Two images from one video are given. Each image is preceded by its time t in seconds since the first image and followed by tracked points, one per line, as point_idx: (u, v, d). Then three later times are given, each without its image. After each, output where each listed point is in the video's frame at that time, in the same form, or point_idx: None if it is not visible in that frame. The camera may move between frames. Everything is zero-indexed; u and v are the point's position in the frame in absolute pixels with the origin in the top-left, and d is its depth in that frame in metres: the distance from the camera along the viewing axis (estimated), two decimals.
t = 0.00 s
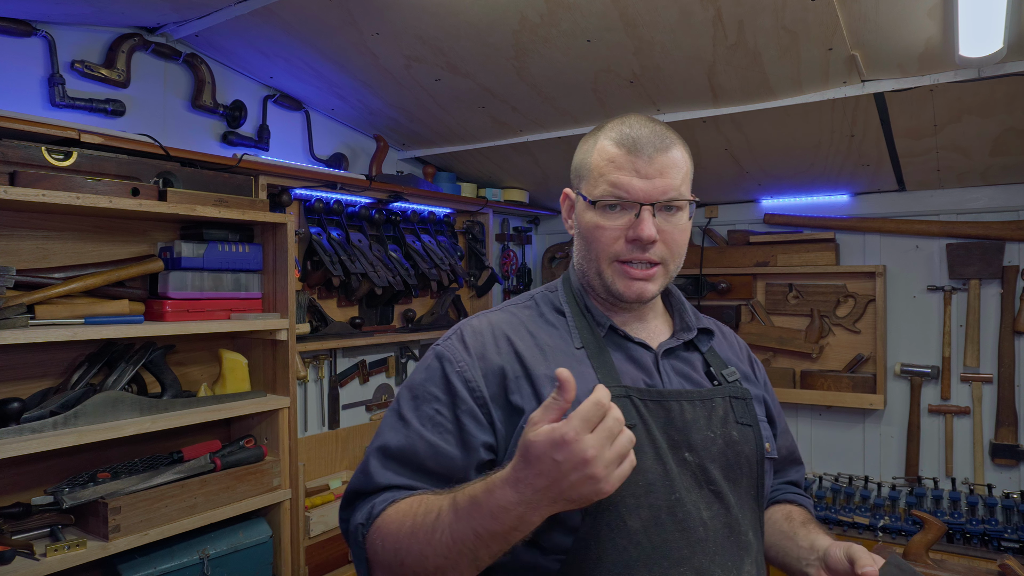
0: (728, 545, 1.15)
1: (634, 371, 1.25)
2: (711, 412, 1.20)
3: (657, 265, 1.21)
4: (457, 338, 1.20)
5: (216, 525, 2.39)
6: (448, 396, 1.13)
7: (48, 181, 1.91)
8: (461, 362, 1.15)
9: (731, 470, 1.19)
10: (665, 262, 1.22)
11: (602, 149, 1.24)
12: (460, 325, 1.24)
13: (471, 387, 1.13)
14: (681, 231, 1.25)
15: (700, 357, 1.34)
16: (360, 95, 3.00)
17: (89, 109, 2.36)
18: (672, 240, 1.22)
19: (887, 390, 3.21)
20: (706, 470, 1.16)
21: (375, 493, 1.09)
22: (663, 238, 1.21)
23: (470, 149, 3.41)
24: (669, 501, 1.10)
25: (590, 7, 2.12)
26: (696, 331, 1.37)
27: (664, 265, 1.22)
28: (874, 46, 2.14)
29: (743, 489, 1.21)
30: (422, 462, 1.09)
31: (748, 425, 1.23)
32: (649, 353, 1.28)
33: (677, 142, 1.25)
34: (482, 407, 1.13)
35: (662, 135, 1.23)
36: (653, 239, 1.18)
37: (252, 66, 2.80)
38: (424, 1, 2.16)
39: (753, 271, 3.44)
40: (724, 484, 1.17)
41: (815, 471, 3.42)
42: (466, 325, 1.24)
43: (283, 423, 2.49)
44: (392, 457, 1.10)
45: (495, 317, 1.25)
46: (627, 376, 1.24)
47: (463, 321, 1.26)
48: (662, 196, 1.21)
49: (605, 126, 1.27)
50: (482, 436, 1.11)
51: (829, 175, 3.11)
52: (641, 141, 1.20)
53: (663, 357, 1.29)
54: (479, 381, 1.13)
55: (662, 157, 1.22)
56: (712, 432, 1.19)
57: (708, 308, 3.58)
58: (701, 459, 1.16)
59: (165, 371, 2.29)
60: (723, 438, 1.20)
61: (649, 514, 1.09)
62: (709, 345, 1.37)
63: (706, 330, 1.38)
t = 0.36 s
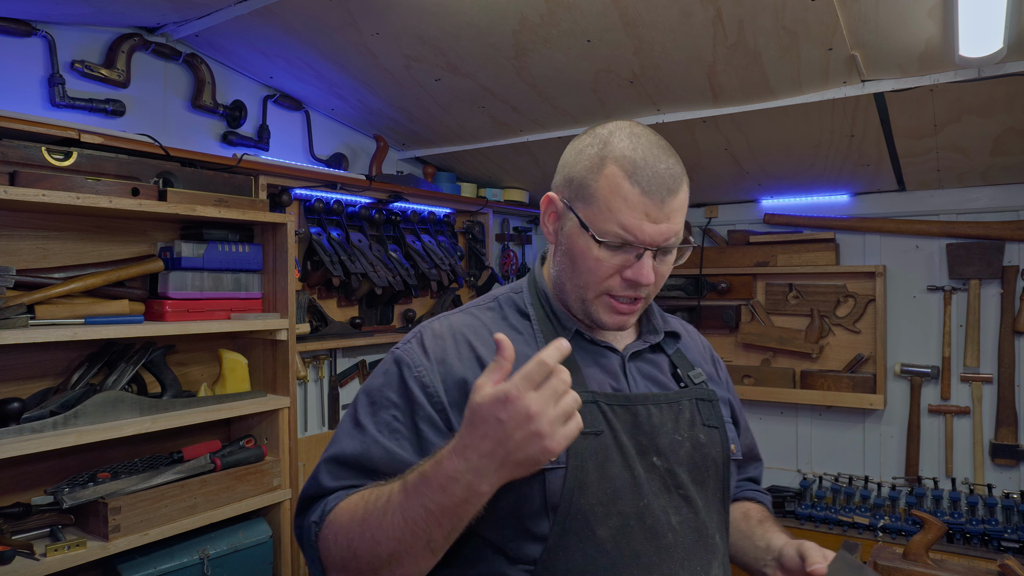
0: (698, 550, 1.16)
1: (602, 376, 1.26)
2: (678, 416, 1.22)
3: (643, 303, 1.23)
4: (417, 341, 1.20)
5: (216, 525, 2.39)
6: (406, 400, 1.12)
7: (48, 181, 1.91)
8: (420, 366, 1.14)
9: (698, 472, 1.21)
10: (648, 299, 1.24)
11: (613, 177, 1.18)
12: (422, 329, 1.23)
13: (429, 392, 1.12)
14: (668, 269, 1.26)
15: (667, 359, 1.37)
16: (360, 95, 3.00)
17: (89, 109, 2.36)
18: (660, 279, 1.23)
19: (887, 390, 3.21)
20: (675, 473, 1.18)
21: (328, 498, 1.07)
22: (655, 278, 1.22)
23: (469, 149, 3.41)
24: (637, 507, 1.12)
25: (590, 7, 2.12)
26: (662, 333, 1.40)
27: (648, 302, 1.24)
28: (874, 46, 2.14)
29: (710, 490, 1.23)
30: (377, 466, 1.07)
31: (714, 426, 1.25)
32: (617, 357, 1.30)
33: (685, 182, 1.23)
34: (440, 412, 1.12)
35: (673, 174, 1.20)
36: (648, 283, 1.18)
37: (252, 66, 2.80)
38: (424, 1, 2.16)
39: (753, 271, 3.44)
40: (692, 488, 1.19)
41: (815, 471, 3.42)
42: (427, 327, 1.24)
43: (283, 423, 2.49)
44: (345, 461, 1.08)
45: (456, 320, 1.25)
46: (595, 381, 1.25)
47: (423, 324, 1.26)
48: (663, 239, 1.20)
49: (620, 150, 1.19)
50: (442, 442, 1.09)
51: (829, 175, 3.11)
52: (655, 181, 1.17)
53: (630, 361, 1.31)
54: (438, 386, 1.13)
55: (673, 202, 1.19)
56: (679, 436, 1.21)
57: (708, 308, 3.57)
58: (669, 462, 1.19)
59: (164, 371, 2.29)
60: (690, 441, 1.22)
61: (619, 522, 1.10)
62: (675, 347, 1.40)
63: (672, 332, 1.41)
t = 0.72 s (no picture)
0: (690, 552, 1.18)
1: (599, 383, 1.24)
2: (668, 420, 1.24)
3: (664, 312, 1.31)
4: (427, 348, 1.13)
5: (216, 525, 2.39)
6: (429, 412, 1.07)
7: (48, 181, 1.90)
8: (439, 376, 1.09)
9: (687, 474, 1.24)
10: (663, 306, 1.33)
11: (683, 204, 1.20)
12: (423, 333, 1.16)
13: (455, 402, 1.09)
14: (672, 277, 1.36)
15: (647, 360, 1.39)
16: (360, 95, 3.00)
17: (89, 109, 2.36)
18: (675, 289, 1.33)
19: (888, 390, 3.21)
20: (668, 479, 1.19)
21: (377, 520, 1.01)
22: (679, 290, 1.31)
23: (469, 149, 3.41)
24: (636, 519, 1.13)
25: (590, 7, 2.12)
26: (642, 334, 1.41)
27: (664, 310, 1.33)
28: (874, 46, 2.14)
29: (696, 491, 1.25)
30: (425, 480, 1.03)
31: (695, 426, 1.29)
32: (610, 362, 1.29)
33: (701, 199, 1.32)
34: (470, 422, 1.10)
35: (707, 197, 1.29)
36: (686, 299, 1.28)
37: (252, 66, 2.80)
38: (424, 1, 2.16)
39: (753, 271, 3.44)
40: (682, 491, 1.21)
41: (815, 471, 3.42)
42: (428, 331, 1.17)
43: (283, 423, 2.49)
44: (394, 476, 1.03)
45: (456, 325, 1.19)
46: (593, 390, 1.22)
47: (419, 327, 1.18)
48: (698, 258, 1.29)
49: (676, 173, 1.20)
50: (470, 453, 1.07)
51: (829, 176, 3.11)
52: (710, 208, 1.25)
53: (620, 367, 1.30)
54: (460, 395, 1.09)
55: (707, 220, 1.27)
56: (669, 441, 1.22)
57: (708, 307, 3.57)
58: (663, 469, 1.19)
59: (164, 371, 2.29)
60: (678, 445, 1.24)
61: (619, 534, 1.11)
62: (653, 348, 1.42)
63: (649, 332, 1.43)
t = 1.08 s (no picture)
0: (713, 562, 1.13)
1: (633, 384, 1.20)
2: (697, 425, 1.20)
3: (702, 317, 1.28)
4: (459, 338, 1.11)
5: (216, 525, 2.39)
6: (451, 405, 1.05)
7: (48, 181, 1.91)
8: (467, 369, 1.07)
9: (713, 481, 1.20)
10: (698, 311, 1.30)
11: (729, 205, 1.19)
12: (459, 322, 1.14)
13: (479, 396, 1.06)
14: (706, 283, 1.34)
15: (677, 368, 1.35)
16: (360, 95, 3.00)
17: (89, 109, 2.36)
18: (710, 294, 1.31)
19: (888, 390, 3.21)
20: (696, 485, 1.15)
21: (356, 504, 1.03)
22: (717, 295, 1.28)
23: (470, 149, 3.41)
24: (664, 521, 1.07)
25: (590, 7, 2.12)
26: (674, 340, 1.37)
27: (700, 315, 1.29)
28: (874, 46, 2.13)
29: (721, 500, 1.21)
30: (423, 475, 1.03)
31: (722, 435, 1.25)
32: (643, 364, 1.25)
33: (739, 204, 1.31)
34: (491, 419, 1.06)
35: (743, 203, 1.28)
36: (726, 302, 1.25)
37: (252, 66, 2.80)
38: (424, 1, 2.16)
39: (754, 271, 3.44)
40: (708, 499, 1.17)
41: (816, 471, 3.42)
42: (464, 321, 1.15)
43: (284, 423, 2.49)
44: (380, 467, 1.03)
45: (493, 317, 1.17)
46: (626, 389, 1.18)
47: (458, 316, 1.17)
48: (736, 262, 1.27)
49: (722, 176, 1.19)
50: (491, 452, 1.05)
51: (829, 176, 3.11)
52: (753, 211, 1.24)
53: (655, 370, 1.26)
54: (489, 391, 1.07)
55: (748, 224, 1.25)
56: (698, 446, 1.18)
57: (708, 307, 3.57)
58: (692, 475, 1.15)
59: (164, 371, 2.29)
60: (706, 452, 1.20)
61: (647, 535, 1.06)
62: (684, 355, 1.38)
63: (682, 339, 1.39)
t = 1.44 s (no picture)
0: (687, 568, 1.09)
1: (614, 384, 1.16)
2: (678, 430, 1.15)
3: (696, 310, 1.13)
4: (435, 336, 1.10)
5: (216, 525, 2.39)
6: (421, 406, 1.05)
7: (48, 181, 1.91)
8: (439, 370, 1.06)
9: (695, 488, 1.14)
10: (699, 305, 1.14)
11: (685, 176, 1.09)
12: (439, 320, 1.13)
13: (449, 398, 1.05)
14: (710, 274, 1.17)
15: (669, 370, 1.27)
16: (360, 95, 3.00)
17: (89, 109, 2.36)
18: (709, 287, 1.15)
19: (887, 390, 3.21)
20: (674, 491, 1.10)
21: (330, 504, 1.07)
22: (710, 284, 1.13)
23: (470, 149, 3.40)
24: (632, 524, 1.05)
25: (590, 7, 2.12)
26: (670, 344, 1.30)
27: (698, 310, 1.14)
28: (874, 46, 2.14)
29: (705, 507, 1.16)
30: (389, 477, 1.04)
31: (711, 440, 1.18)
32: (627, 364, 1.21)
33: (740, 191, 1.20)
34: (460, 420, 1.05)
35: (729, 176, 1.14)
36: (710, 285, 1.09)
37: (252, 66, 2.80)
38: (424, 1, 2.16)
39: (754, 272, 3.44)
40: (687, 505, 1.12)
41: (816, 471, 3.42)
42: (444, 319, 1.14)
43: (284, 423, 2.49)
44: (351, 471, 1.05)
45: (474, 313, 1.15)
46: (604, 389, 1.15)
47: (440, 312, 1.16)
48: (723, 242, 1.11)
49: (685, 149, 1.11)
50: (458, 454, 1.04)
51: (829, 176, 3.11)
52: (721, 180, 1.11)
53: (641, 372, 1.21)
54: (459, 392, 1.06)
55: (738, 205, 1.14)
56: (678, 451, 1.13)
57: (708, 308, 3.57)
58: (669, 479, 1.10)
59: (164, 371, 2.29)
60: (688, 456, 1.14)
61: (614, 539, 1.04)
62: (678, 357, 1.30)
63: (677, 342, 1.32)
